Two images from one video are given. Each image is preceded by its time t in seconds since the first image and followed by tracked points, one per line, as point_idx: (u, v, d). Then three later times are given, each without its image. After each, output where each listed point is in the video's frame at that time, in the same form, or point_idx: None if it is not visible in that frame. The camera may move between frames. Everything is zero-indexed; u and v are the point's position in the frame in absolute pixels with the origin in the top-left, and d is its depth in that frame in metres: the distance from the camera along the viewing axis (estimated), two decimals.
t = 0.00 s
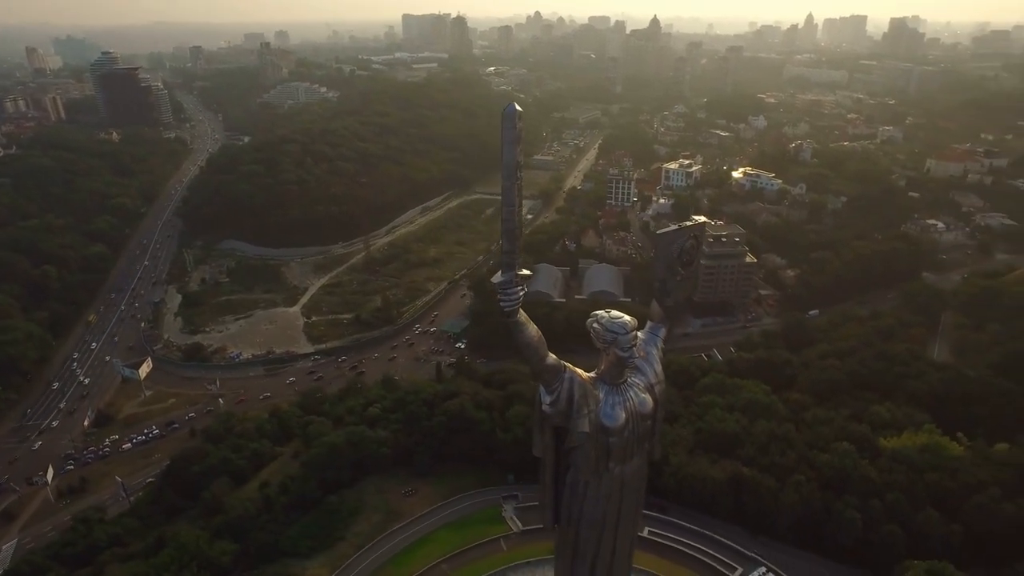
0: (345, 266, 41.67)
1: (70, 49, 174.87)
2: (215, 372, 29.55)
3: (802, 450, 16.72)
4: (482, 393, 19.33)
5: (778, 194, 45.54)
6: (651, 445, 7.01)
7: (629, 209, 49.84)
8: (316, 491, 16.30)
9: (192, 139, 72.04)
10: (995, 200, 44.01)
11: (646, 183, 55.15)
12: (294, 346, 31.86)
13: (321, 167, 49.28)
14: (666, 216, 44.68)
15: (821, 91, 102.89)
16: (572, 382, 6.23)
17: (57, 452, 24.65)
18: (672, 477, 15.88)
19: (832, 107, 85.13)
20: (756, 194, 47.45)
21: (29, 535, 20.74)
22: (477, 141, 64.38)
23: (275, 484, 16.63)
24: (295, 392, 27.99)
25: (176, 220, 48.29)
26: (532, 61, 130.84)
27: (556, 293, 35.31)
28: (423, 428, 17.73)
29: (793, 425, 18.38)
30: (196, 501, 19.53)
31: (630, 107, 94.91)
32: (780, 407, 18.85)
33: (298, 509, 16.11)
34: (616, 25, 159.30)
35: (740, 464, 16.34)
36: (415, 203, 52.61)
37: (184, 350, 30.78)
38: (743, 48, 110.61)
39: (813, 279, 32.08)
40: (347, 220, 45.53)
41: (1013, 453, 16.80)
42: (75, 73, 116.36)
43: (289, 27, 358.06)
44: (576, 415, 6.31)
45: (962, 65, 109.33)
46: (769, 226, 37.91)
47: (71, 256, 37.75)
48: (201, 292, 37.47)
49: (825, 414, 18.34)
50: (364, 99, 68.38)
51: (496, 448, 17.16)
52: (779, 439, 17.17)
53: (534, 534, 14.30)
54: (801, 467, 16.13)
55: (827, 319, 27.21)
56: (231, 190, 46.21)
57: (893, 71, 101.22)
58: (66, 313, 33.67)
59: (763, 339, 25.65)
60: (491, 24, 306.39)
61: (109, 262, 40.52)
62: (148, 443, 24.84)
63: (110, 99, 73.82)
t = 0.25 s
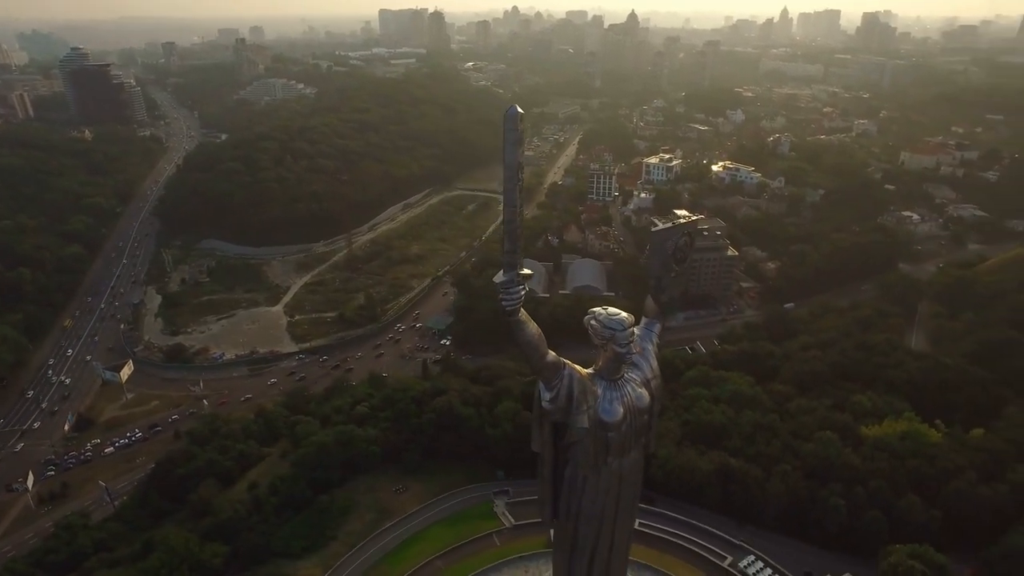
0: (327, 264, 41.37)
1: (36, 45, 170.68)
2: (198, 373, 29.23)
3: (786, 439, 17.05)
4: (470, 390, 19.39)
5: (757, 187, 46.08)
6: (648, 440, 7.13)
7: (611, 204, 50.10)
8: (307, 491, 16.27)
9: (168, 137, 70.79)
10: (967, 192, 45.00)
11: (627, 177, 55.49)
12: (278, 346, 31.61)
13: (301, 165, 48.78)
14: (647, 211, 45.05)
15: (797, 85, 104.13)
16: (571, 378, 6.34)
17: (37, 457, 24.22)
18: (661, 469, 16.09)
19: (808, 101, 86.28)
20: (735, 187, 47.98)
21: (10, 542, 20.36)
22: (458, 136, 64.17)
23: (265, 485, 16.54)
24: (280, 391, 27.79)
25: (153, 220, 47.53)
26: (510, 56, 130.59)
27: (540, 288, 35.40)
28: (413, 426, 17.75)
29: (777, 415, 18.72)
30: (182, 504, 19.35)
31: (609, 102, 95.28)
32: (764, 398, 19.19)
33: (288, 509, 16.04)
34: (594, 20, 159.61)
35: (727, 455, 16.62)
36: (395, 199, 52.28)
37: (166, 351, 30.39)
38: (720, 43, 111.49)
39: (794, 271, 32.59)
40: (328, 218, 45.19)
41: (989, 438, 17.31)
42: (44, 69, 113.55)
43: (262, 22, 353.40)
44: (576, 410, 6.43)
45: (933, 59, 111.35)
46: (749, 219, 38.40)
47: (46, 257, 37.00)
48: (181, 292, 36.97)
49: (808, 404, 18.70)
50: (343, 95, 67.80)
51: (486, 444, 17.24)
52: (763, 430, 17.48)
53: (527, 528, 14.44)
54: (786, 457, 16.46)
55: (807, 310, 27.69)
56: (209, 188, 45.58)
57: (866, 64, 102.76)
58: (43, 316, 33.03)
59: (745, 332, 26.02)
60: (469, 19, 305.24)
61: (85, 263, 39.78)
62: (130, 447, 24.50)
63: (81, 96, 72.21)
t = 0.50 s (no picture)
0: (309, 263, 41.06)
1: None
2: (180, 375, 28.90)
3: (772, 429, 17.42)
4: (459, 387, 19.46)
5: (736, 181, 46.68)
6: (645, 434, 7.28)
7: (592, 199, 50.40)
8: (298, 491, 16.23)
9: (141, 135, 69.55)
10: (939, 183, 46.01)
11: (607, 172, 55.81)
12: (261, 346, 31.36)
13: (279, 163, 48.26)
14: (628, 205, 45.41)
15: (772, 79, 105.35)
16: (572, 375, 6.47)
17: (16, 464, 23.79)
18: (651, 461, 16.34)
19: (783, 95, 87.39)
20: (714, 181, 48.50)
21: None
22: (437, 133, 63.93)
23: (255, 486, 16.46)
24: (265, 392, 27.59)
25: (129, 221, 46.74)
26: (488, 51, 130.23)
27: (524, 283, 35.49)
28: (402, 423, 17.78)
29: (761, 405, 19.10)
30: (170, 508, 19.18)
31: (588, 96, 95.58)
32: (749, 389, 19.56)
33: (280, 510, 16.00)
34: (571, 14, 159.66)
35: (714, 446, 16.92)
36: (376, 197, 51.98)
37: (147, 354, 29.97)
38: (696, 37, 112.31)
39: (774, 263, 33.13)
40: (309, 216, 44.80)
41: (965, 424, 17.84)
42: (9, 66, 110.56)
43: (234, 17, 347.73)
44: (577, 407, 6.56)
45: (904, 52, 113.36)
46: (729, 213, 38.91)
47: (19, 260, 36.21)
48: (160, 294, 36.47)
49: (791, 394, 19.10)
50: (320, 92, 67.12)
51: (476, 440, 17.35)
52: (749, 421, 17.84)
53: (520, 522, 14.57)
54: (771, 446, 16.82)
55: (787, 302, 28.19)
56: (186, 188, 44.94)
57: (839, 58, 104.30)
58: (18, 320, 32.36)
59: (728, 324, 26.44)
60: (445, 14, 303.61)
61: (60, 265, 39.00)
62: (113, 451, 24.17)
63: (49, 94, 70.55)
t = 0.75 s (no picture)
0: (293, 262, 40.76)
1: None
2: (166, 377, 28.62)
3: (759, 422, 17.70)
4: (450, 384, 19.49)
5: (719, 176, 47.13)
6: (644, 428, 7.41)
7: (577, 195, 50.58)
8: (291, 492, 16.19)
9: (119, 135, 68.45)
10: (916, 177, 46.82)
11: (591, 168, 56.04)
12: (247, 347, 31.13)
13: (261, 162, 47.79)
14: (613, 201, 45.65)
15: (752, 74, 106.25)
16: (573, 372, 6.60)
17: None
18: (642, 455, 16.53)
19: (763, 90, 88.27)
20: (697, 176, 48.88)
21: None
22: (420, 130, 63.73)
23: (247, 488, 16.39)
24: (253, 393, 27.43)
25: (108, 222, 46.04)
26: (468, 48, 129.79)
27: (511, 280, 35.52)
28: (394, 422, 17.79)
29: (748, 398, 19.38)
30: (159, 512, 19.01)
31: (570, 93, 95.79)
32: (736, 382, 19.84)
33: (273, 511, 15.95)
34: (551, 10, 159.64)
35: (704, 440, 17.16)
36: (360, 195, 51.71)
37: (130, 357, 29.63)
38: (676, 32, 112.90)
39: (757, 258, 33.55)
40: (293, 215, 44.45)
41: (946, 412, 18.29)
42: None
43: (210, 13, 342.93)
44: (578, 403, 6.69)
45: (880, 47, 114.97)
46: (713, 208, 39.30)
47: None
48: (143, 296, 36.02)
49: (778, 387, 19.41)
50: (301, 90, 66.56)
51: (469, 438, 17.43)
52: (737, 414, 18.11)
53: (515, 518, 14.65)
54: (760, 438, 17.09)
55: (772, 296, 28.58)
56: (167, 188, 44.38)
57: (817, 53, 105.57)
58: None
59: (714, 318, 26.75)
60: (425, 10, 302.08)
61: (39, 268, 38.33)
62: (98, 456, 23.89)
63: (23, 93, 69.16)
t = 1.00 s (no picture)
0: (278, 262, 40.46)
1: None
2: (151, 380, 28.32)
3: (747, 415, 18.00)
4: (440, 382, 19.55)
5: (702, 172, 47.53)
6: (642, 423, 7.54)
7: (561, 191, 50.76)
8: (284, 493, 16.16)
9: (96, 135, 67.31)
10: (894, 170, 47.64)
11: (575, 165, 56.26)
12: (233, 349, 30.90)
13: (243, 161, 47.29)
14: (597, 197, 45.88)
15: (731, 70, 107.15)
16: (573, 369, 6.72)
17: None
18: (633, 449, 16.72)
19: (743, 86, 89.07)
20: (680, 172, 49.29)
21: None
22: (403, 128, 63.48)
23: (239, 491, 16.32)
24: (240, 395, 27.23)
25: (88, 223, 45.33)
26: (449, 44, 129.33)
27: (498, 278, 35.56)
28: (386, 421, 17.81)
29: (736, 391, 19.68)
30: (149, 516, 18.85)
31: (552, 89, 95.95)
32: (724, 376, 20.12)
33: (266, 512, 15.91)
34: (531, 7, 159.48)
35: (694, 433, 17.39)
36: (344, 194, 51.43)
37: (114, 361, 29.29)
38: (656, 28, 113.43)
39: (741, 253, 33.96)
40: (276, 214, 44.10)
41: (928, 402, 18.73)
42: None
43: (186, 10, 337.99)
44: (578, 399, 6.80)
45: (856, 43, 116.46)
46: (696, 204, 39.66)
47: None
48: (125, 298, 35.57)
49: (765, 380, 19.73)
50: (282, 88, 65.95)
51: (461, 435, 17.51)
52: (726, 407, 18.37)
53: (510, 514, 14.71)
54: (748, 431, 17.37)
55: (756, 290, 28.96)
56: (147, 189, 43.79)
57: (795, 49, 106.75)
58: None
59: (700, 313, 27.06)
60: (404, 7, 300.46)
61: (16, 271, 37.64)
62: (84, 461, 23.60)
63: None
